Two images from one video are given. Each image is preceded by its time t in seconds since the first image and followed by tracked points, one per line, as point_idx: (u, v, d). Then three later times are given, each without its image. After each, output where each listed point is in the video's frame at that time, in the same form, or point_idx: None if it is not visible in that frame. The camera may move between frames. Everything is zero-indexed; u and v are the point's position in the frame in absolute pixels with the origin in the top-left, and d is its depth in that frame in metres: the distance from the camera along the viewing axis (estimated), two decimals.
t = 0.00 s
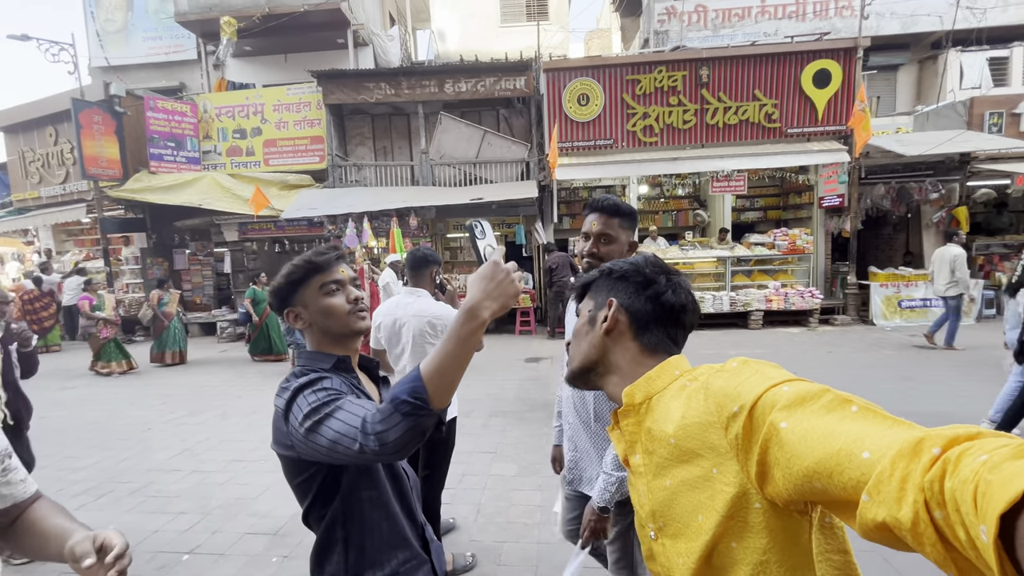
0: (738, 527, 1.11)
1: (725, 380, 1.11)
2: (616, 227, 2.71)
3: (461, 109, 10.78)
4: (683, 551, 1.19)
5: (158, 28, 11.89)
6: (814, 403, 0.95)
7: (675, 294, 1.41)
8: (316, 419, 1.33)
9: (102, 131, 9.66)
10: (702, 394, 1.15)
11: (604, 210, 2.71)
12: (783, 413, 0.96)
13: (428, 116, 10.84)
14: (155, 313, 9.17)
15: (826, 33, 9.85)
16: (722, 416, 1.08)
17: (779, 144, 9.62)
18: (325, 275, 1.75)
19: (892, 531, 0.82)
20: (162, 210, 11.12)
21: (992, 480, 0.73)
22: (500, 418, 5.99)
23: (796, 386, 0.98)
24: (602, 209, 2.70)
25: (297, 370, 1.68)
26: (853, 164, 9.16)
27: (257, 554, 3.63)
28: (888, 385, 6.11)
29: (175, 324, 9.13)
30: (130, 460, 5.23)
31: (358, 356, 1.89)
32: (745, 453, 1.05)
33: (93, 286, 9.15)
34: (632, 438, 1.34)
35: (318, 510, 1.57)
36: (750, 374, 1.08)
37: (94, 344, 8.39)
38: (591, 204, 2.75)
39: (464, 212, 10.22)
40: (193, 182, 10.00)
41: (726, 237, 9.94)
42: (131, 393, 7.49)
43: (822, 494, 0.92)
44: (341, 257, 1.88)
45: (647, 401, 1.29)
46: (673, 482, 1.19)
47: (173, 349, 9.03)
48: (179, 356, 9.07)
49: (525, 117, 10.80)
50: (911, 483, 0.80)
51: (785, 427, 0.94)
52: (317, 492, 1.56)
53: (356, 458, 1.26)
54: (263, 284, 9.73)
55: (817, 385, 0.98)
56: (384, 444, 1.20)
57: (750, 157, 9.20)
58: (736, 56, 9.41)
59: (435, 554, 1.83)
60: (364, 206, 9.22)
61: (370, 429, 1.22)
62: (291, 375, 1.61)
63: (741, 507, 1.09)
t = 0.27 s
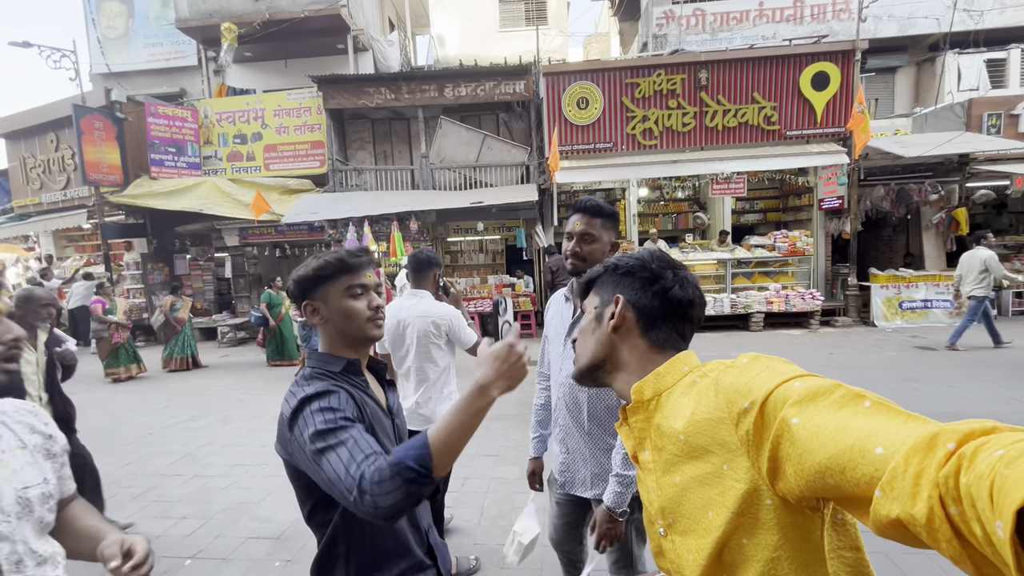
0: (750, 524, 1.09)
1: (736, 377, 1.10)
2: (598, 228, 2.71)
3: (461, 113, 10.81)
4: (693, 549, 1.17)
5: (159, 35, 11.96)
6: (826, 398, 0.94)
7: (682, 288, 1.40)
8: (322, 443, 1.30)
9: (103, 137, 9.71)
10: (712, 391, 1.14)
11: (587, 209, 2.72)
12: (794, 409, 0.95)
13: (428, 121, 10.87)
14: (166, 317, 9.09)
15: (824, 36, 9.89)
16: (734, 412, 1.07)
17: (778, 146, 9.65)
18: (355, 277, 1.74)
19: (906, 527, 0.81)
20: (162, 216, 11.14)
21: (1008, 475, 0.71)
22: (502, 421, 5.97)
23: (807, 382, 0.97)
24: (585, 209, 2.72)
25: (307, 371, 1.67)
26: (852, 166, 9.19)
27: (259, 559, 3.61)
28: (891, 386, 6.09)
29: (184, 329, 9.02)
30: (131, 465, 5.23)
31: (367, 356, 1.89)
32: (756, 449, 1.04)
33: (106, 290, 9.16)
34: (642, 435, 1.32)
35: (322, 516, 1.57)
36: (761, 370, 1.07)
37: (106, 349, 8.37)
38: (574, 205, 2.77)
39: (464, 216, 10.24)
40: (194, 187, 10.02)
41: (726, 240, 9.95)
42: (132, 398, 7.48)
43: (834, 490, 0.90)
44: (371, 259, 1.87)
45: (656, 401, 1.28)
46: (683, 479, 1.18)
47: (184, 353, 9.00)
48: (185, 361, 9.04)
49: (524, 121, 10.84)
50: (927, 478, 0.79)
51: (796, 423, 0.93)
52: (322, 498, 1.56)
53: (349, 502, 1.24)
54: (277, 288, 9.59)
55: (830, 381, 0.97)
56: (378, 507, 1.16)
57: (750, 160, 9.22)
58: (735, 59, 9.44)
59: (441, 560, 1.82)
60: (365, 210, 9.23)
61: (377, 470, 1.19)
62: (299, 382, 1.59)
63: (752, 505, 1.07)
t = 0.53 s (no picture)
0: (749, 524, 1.08)
1: (734, 376, 1.09)
2: (566, 231, 2.73)
3: (459, 118, 10.85)
4: (691, 549, 1.17)
5: (158, 41, 11.99)
6: (824, 397, 0.94)
7: (680, 289, 1.39)
8: (314, 463, 1.28)
9: (101, 143, 9.71)
10: (709, 393, 1.14)
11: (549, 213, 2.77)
12: (793, 408, 0.95)
13: (426, 125, 10.90)
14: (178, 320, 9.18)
15: (820, 41, 9.96)
16: (732, 411, 1.06)
17: (775, 150, 9.70)
18: (372, 285, 1.71)
19: (906, 526, 0.81)
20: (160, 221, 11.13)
21: (1008, 474, 0.71)
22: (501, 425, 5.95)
23: (806, 381, 0.97)
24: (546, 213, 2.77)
25: (309, 375, 1.65)
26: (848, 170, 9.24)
27: (256, 564, 3.58)
28: (890, 388, 6.09)
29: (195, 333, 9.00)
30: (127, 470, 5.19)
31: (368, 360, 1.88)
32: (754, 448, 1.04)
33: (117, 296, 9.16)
34: (639, 435, 1.32)
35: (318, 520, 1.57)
36: (759, 370, 1.07)
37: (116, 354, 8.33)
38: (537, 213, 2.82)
39: (463, 220, 10.25)
40: (192, 192, 10.02)
41: (724, 243, 9.97)
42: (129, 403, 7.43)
43: (833, 489, 0.90)
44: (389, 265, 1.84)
45: (654, 401, 1.28)
46: (681, 480, 1.18)
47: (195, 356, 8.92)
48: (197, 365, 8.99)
49: (522, 125, 10.87)
50: (926, 477, 0.79)
51: (795, 422, 0.93)
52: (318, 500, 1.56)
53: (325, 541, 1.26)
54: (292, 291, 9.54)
55: (828, 380, 0.97)
56: (348, 556, 1.20)
57: (747, 163, 9.25)
58: (731, 63, 9.50)
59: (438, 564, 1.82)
60: (363, 215, 9.24)
61: (357, 515, 1.21)
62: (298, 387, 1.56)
63: (751, 504, 1.07)
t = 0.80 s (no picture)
0: (739, 526, 1.09)
1: (723, 377, 1.10)
2: (532, 233, 2.75)
3: (455, 122, 10.87)
4: (681, 549, 1.17)
5: (152, 45, 11.96)
6: (813, 398, 0.95)
7: (668, 290, 1.37)
8: (289, 480, 1.32)
9: (94, 147, 9.67)
10: (699, 395, 1.14)
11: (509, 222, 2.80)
12: (782, 409, 0.95)
13: (421, 129, 10.91)
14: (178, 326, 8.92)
15: (812, 47, 10.06)
16: (722, 412, 1.07)
17: (768, 154, 9.77)
18: (381, 305, 1.69)
19: (896, 526, 0.81)
20: (154, 225, 11.08)
21: (995, 472, 0.72)
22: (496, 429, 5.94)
23: (795, 383, 0.98)
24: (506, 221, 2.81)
25: (305, 378, 1.64)
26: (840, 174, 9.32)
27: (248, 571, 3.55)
28: (882, 390, 6.13)
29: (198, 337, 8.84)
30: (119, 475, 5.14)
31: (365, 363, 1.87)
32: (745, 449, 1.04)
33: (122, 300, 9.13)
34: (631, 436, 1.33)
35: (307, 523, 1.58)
36: (749, 372, 1.07)
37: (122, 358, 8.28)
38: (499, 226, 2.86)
39: (458, 224, 10.27)
40: (187, 197, 10.00)
41: (718, 247, 10.02)
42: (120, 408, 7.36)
43: (824, 490, 0.91)
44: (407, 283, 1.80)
45: (645, 401, 1.29)
46: (671, 481, 1.18)
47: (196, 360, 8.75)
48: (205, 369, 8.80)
49: (517, 130, 10.90)
50: (915, 476, 0.79)
51: (784, 423, 0.94)
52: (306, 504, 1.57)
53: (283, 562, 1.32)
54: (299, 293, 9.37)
55: (818, 381, 0.98)
56: None
57: (740, 168, 9.32)
58: (725, 69, 9.57)
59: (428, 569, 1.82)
60: (358, 219, 9.23)
61: (311, 547, 1.27)
62: (297, 389, 1.56)
63: (742, 506, 1.07)
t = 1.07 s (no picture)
0: (721, 528, 1.09)
1: (707, 381, 1.11)
2: (512, 239, 2.69)
3: (447, 127, 10.88)
4: (663, 549, 1.18)
5: (142, 47, 11.88)
6: (797, 403, 0.96)
7: (649, 293, 1.30)
8: (259, 490, 1.34)
9: (82, 149, 9.62)
10: (684, 399, 1.15)
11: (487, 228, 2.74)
12: (767, 413, 0.96)
13: (414, 134, 10.90)
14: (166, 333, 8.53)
15: (801, 55, 10.20)
16: (706, 416, 1.08)
17: (758, 160, 9.87)
18: (385, 333, 1.62)
19: (878, 530, 0.83)
20: (142, 229, 10.97)
21: (976, 477, 0.74)
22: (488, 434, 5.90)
23: (779, 387, 0.99)
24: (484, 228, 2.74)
25: (297, 380, 1.63)
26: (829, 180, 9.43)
27: None
28: (871, 394, 6.18)
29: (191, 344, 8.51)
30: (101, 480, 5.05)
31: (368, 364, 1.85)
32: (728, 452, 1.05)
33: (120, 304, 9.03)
34: (616, 437, 1.33)
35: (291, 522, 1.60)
36: (734, 375, 1.08)
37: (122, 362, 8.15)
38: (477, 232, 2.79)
39: (451, 228, 10.26)
40: (176, 200, 9.93)
41: (709, 252, 10.09)
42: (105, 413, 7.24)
43: (806, 494, 0.92)
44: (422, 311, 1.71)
45: (631, 402, 1.30)
46: (655, 482, 1.19)
47: (202, 368, 7.70)
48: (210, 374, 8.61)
49: (510, 135, 10.92)
50: (898, 481, 0.80)
51: (769, 428, 0.95)
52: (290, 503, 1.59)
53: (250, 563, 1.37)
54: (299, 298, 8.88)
55: (800, 386, 0.99)
56: None
57: (731, 174, 9.41)
58: (715, 76, 9.67)
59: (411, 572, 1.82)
60: (349, 222, 9.19)
61: (273, 561, 1.31)
62: (286, 394, 1.55)
63: (724, 508, 1.08)
